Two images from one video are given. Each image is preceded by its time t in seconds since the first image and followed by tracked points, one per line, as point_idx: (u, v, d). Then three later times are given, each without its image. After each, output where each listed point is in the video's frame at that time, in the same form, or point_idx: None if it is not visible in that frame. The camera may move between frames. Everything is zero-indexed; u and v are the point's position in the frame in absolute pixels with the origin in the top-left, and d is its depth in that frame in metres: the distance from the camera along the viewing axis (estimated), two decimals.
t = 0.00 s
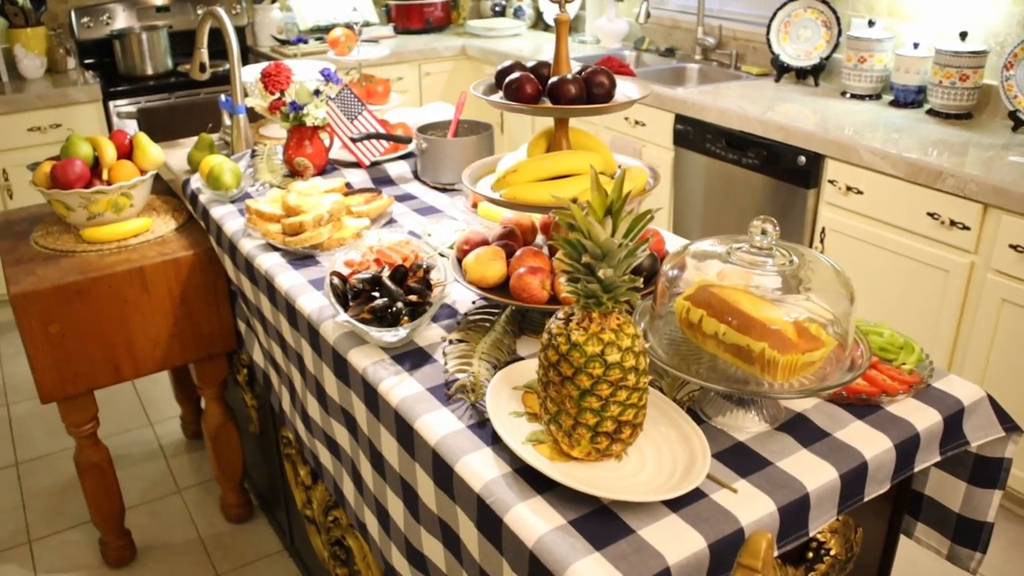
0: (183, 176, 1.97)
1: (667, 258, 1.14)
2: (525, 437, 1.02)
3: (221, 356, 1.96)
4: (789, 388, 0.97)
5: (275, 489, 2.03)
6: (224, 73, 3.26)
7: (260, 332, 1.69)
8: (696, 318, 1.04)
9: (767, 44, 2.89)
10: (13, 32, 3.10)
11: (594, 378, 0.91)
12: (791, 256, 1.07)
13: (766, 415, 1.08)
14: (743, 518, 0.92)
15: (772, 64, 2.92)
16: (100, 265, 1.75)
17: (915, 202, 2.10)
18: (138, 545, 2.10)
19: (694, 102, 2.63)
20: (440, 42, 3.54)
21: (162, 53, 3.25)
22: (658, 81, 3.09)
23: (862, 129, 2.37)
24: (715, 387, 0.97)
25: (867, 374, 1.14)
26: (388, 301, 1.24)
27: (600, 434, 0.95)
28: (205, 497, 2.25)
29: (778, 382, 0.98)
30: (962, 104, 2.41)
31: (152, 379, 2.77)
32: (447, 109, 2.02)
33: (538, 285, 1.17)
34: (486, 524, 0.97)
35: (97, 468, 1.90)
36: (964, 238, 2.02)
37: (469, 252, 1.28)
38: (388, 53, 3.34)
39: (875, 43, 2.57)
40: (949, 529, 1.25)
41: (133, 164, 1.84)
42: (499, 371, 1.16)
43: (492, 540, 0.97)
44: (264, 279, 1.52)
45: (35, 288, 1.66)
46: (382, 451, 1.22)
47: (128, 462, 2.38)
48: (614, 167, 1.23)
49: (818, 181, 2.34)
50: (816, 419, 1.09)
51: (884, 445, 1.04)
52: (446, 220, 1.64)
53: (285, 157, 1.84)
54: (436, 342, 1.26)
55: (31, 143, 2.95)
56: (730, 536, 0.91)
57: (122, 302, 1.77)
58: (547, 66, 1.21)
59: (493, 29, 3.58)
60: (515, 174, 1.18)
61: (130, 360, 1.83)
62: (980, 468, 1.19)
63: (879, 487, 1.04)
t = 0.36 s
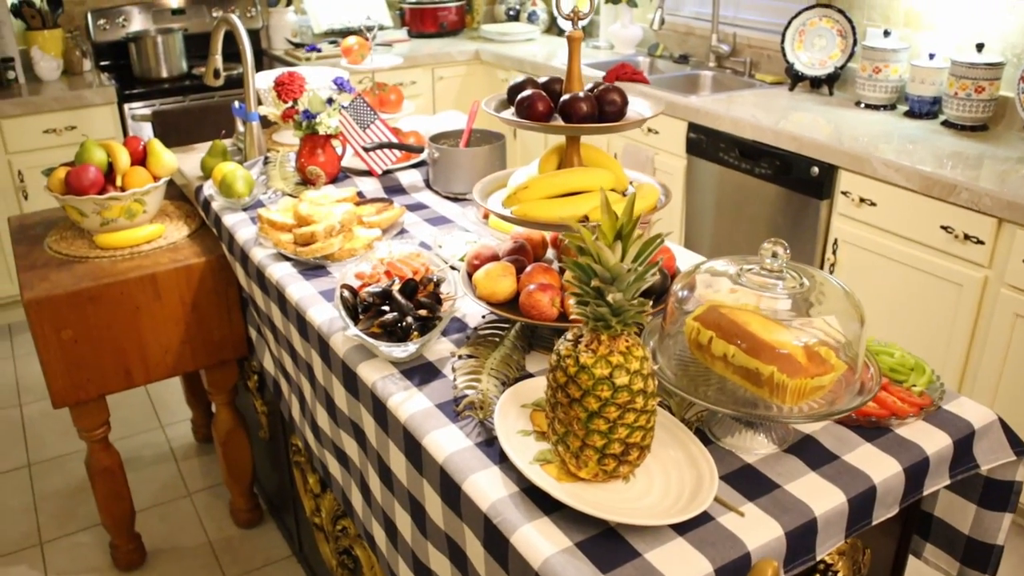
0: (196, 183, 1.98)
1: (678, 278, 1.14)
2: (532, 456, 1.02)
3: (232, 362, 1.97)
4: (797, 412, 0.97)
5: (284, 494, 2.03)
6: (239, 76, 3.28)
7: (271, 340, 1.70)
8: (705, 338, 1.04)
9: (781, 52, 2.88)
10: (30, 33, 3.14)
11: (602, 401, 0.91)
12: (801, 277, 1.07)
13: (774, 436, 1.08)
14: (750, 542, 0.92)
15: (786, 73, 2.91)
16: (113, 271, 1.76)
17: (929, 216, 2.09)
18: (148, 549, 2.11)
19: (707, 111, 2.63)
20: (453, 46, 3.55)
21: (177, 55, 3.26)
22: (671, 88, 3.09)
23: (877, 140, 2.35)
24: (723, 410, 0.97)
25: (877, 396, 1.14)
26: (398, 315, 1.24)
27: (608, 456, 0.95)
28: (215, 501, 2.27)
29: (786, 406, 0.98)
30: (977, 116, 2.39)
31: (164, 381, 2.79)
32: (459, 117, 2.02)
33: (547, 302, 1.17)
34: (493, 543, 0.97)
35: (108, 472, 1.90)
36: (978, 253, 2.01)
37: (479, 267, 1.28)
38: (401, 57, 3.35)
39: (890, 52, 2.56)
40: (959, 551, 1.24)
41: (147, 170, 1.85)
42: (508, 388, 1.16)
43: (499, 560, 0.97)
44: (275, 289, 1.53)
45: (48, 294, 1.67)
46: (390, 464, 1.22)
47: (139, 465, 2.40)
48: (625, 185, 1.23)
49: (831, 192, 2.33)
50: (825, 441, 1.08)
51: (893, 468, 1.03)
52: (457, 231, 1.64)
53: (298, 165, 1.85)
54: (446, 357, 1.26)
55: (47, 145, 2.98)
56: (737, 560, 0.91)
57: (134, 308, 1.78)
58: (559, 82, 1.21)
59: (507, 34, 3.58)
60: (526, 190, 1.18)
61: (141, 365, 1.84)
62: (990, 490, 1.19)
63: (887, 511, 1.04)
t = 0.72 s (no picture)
0: (201, 189, 1.99)
1: (679, 293, 1.14)
2: (531, 471, 1.02)
3: (235, 368, 1.98)
4: (796, 429, 0.97)
5: (287, 500, 2.04)
6: (244, 80, 3.29)
7: (274, 348, 1.70)
8: (705, 354, 1.04)
9: (787, 58, 2.88)
10: (38, 37, 3.15)
11: (601, 418, 0.92)
12: (801, 294, 1.07)
13: (774, 451, 1.08)
14: (747, 559, 0.92)
15: (792, 78, 2.90)
16: (118, 278, 1.77)
17: (933, 224, 2.09)
18: (151, 553, 2.11)
19: (712, 117, 2.63)
20: (459, 50, 3.55)
21: (183, 59, 3.28)
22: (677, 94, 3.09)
23: (882, 147, 2.35)
24: (722, 427, 0.97)
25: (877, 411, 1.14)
26: (400, 327, 1.25)
27: (606, 472, 0.95)
28: (218, 505, 2.27)
29: (785, 423, 0.98)
30: (983, 123, 2.38)
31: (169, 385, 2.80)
32: (463, 125, 2.02)
33: (548, 315, 1.17)
34: (491, 558, 0.98)
35: (111, 477, 1.91)
36: (982, 261, 2.00)
37: (481, 279, 1.28)
38: (407, 61, 3.36)
39: (895, 59, 2.55)
40: (960, 565, 1.23)
41: (151, 177, 1.85)
42: (508, 401, 1.16)
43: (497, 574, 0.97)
44: (278, 298, 1.53)
45: (53, 300, 1.68)
46: (390, 476, 1.22)
47: (143, 468, 2.41)
48: (627, 197, 1.23)
49: (835, 199, 2.33)
50: (825, 457, 1.08)
51: (892, 485, 1.03)
52: (460, 240, 1.64)
53: (301, 171, 1.85)
54: (447, 369, 1.26)
55: (54, 148, 3.01)
56: None
57: (138, 315, 1.78)
58: (561, 95, 1.22)
59: (513, 37, 3.58)
60: (526, 205, 1.18)
61: (145, 371, 1.85)
62: (991, 505, 1.18)
63: (886, 527, 1.04)
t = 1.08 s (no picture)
0: (207, 194, 2.01)
1: (678, 303, 1.16)
2: (531, 479, 1.03)
3: (240, 372, 1.99)
4: (792, 439, 0.99)
5: (291, 502, 2.05)
6: (249, 83, 3.30)
7: (279, 353, 1.72)
8: (703, 364, 1.05)
9: (790, 63, 2.88)
10: (45, 41, 3.18)
11: (599, 428, 0.93)
12: (799, 305, 1.08)
13: (772, 461, 1.09)
14: (743, 567, 0.93)
15: (795, 83, 2.91)
16: (124, 283, 1.79)
17: (935, 230, 2.09)
18: (156, 554, 2.13)
19: (715, 122, 2.64)
20: (463, 53, 3.57)
21: (189, 62, 3.29)
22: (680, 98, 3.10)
23: (884, 152, 2.36)
24: (719, 437, 0.98)
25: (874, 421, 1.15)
26: (402, 335, 1.26)
27: (605, 481, 0.96)
28: (223, 507, 2.29)
29: (782, 433, 0.99)
30: (985, 129, 2.39)
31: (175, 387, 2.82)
32: (467, 131, 2.04)
33: (549, 324, 1.18)
34: (491, 564, 0.99)
35: (117, 479, 1.93)
36: (984, 268, 2.01)
37: (483, 288, 1.29)
38: (411, 64, 3.37)
39: (898, 65, 2.56)
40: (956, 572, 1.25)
41: (158, 183, 1.87)
42: (509, 409, 1.18)
43: None
44: (283, 304, 1.55)
45: (59, 305, 1.70)
46: (393, 482, 1.24)
47: (148, 471, 2.43)
48: (627, 207, 1.24)
49: (837, 205, 2.34)
50: (821, 466, 1.10)
51: (887, 494, 1.04)
52: (463, 247, 1.66)
53: (306, 177, 1.87)
54: (449, 376, 1.27)
55: (61, 151, 3.04)
56: None
57: (144, 319, 1.80)
58: (563, 106, 1.23)
59: (518, 41, 3.60)
60: (528, 215, 1.19)
61: (151, 375, 1.87)
62: (988, 514, 1.19)
63: (882, 535, 1.05)
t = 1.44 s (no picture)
0: (209, 199, 2.02)
1: (675, 313, 1.17)
2: (529, 487, 1.04)
3: (242, 376, 2.01)
4: (787, 448, 1.00)
5: (292, 505, 2.06)
6: (251, 87, 3.32)
7: (280, 358, 1.73)
8: (699, 373, 1.06)
9: (791, 67, 2.89)
10: (49, 44, 3.20)
11: (596, 436, 0.94)
12: (794, 315, 1.09)
13: (767, 469, 1.10)
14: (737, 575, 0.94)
15: (796, 87, 2.92)
16: (127, 287, 1.80)
17: (934, 236, 2.10)
18: (158, 556, 2.15)
19: (716, 127, 2.65)
20: (465, 56, 3.58)
21: (192, 65, 3.31)
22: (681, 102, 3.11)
23: (884, 157, 2.36)
24: (713, 446, 0.99)
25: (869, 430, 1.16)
26: (402, 342, 1.27)
27: (601, 490, 0.97)
28: (225, 509, 2.30)
29: (777, 442, 1.00)
30: (984, 135, 2.39)
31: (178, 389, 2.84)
32: (468, 137, 2.05)
33: (547, 332, 1.19)
34: (488, 571, 1.00)
35: (120, 481, 1.94)
36: (982, 274, 2.01)
37: (482, 295, 1.30)
38: (414, 67, 3.38)
39: (898, 70, 2.57)
40: None
41: (161, 188, 1.88)
42: (507, 417, 1.19)
43: None
44: (284, 309, 1.56)
45: (62, 309, 1.71)
46: (392, 488, 1.25)
47: (151, 472, 2.44)
48: (625, 217, 1.25)
49: (837, 210, 2.35)
50: (817, 475, 1.10)
51: (882, 503, 1.05)
52: (464, 253, 1.67)
53: (308, 182, 1.88)
54: (448, 383, 1.29)
55: (64, 154, 3.06)
56: None
57: (147, 324, 1.82)
58: (561, 115, 1.24)
59: (520, 44, 3.61)
60: (526, 224, 1.21)
61: (154, 379, 1.88)
62: (982, 522, 1.20)
63: (876, 544, 1.06)
